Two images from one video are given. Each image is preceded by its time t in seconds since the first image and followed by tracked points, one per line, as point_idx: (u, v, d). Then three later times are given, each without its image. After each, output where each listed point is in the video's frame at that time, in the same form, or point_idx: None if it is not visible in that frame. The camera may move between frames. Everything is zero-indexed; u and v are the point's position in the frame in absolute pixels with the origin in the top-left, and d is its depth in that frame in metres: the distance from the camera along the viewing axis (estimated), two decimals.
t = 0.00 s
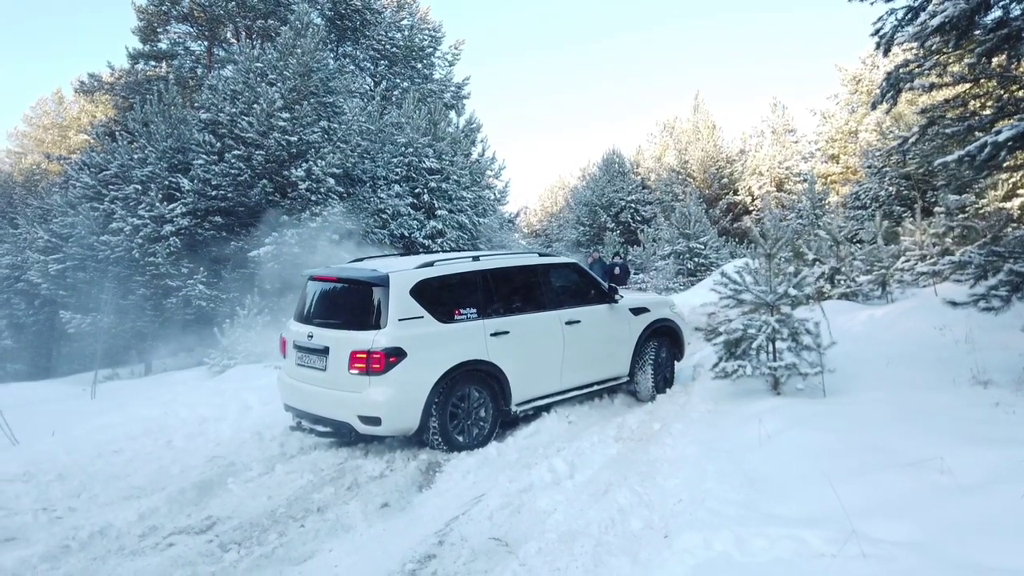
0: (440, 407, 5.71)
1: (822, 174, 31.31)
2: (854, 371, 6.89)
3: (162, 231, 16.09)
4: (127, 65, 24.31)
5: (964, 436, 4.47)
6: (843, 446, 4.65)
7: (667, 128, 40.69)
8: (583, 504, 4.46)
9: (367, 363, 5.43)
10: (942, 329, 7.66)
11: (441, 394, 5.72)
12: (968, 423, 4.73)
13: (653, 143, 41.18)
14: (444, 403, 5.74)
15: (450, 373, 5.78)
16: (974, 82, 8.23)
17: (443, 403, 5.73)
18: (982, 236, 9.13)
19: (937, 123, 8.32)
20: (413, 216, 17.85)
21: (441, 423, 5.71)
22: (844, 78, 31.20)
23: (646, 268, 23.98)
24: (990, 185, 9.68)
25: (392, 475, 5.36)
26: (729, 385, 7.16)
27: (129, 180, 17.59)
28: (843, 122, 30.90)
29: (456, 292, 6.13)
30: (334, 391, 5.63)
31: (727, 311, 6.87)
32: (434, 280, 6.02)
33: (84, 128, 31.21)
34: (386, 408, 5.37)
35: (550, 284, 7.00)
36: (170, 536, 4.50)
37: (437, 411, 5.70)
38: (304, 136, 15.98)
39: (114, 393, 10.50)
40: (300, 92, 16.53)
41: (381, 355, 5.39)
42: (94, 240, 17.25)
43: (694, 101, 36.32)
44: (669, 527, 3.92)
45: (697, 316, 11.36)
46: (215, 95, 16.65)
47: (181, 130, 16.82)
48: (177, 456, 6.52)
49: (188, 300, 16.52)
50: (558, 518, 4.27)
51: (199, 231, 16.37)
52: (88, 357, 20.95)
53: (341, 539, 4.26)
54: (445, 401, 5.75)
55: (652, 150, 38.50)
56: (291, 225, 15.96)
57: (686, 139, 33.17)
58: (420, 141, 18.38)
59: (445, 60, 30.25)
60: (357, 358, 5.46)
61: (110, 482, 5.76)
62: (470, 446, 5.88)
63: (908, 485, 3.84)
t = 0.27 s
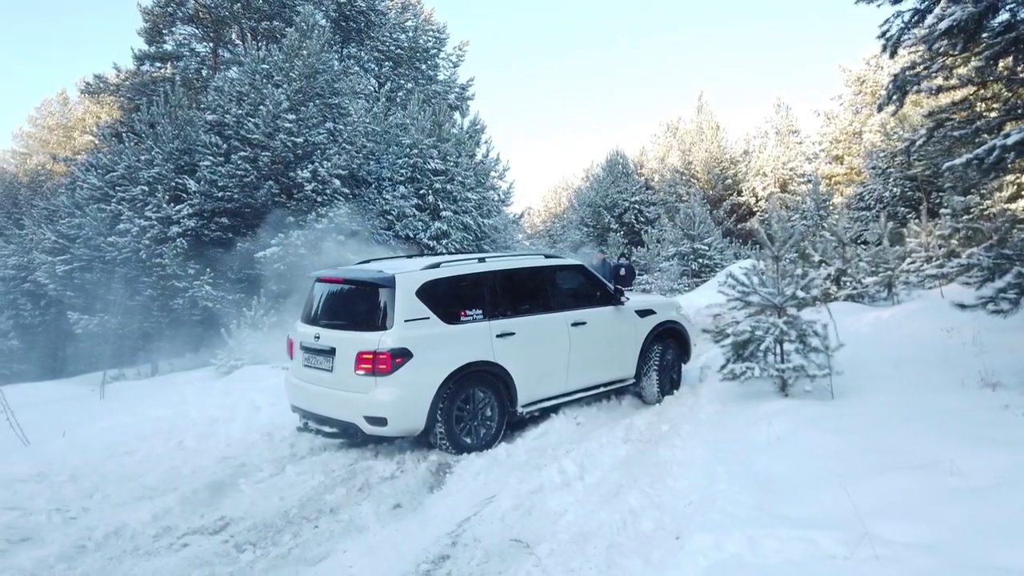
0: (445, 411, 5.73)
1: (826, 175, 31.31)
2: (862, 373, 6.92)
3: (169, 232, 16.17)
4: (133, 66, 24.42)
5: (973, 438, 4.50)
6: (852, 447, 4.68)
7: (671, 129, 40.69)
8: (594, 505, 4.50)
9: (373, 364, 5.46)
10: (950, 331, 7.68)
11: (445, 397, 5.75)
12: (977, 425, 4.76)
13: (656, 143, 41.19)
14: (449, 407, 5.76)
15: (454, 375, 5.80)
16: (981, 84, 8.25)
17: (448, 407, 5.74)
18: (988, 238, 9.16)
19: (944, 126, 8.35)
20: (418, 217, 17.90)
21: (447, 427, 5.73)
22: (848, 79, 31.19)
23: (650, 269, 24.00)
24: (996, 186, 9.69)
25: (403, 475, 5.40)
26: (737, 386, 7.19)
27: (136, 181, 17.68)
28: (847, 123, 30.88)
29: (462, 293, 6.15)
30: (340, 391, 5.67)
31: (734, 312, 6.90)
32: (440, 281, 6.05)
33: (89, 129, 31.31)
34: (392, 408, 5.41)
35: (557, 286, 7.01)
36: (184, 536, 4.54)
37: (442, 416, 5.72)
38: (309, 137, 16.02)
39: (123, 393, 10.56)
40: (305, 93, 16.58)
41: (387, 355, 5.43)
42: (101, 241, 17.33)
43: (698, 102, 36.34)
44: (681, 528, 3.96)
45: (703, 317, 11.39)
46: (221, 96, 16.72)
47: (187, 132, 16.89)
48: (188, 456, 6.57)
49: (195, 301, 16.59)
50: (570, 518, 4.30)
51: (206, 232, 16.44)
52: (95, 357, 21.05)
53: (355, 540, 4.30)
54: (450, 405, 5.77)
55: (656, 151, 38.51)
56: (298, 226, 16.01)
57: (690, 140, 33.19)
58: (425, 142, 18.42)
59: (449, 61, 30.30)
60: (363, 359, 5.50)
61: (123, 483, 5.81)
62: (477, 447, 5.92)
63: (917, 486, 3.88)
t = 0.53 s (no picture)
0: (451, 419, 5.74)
1: (834, 175, 31.26)
2: (874, 375, 6.93)
3: (180, 234, 16.29)
4: (143, 68, 24.55)
5: (988, 440, 4.53)
6: (867, 449, 4.71)
7: (677, 129, 40.68)
8: (610, 506, 4.53)
9: (380, 366, 5.49)
10: (961, 333, 7.69)
11: (451, 402, 5.74)
12: (992, 427, 4.78)
13: (663, 144, 41.19)
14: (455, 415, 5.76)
15: (458, 380, 5.79)
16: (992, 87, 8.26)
17: (454, 415, 5.75)
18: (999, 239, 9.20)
19: (956, 128, 8.37)
20: (426, 218, 17.97)
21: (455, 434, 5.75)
22: (855, 79, 31.14)
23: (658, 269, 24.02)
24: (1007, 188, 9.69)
25: (419, 476, 5.44)
26: (749, 388, 7.21)
27: (147, 183, 17.79)
28: (855, 123, 30.81)
29: (468, 296, 6.17)
30: (348, 394, 5.70)
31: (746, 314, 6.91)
32: (447, 284, 6.07)
33: (98, 131, 31.51)
34: (400, 411, 5.43)
35: (564, 288, 7.02)
36: (205, 537, 4.59)
37: (448, 424, 5.73)
38: (319, 139, 16.09)
39: (137, 394, 10.65)
40: (315, 96, 16.64)
41: (394, 358, 5.45)
42: (113, 242, 17.46)
43: (705, 103, 36.35)
44: (698, 530, 4.00)
45: (712, 318, 11.42)
46: (231, 99, 16.82)
47: (198, 134, 16.99)
48: (204, 457, 6.63)
49: (206, 302, 16.70)
50: (587, 520, 4.34)
51: (216, 234, 16.54)
52: (106, 358, 21.19)
53: (375, 540, 4.35)
54: (456, 411, 5.77)
55: (662, 151, 38.52)
56: (308, 227, 16.08)
57: (697, 141, 33.19)
58: (434, 143, 18.48)
59: (457, 63, 30.38)
60: (370, 361, 5.53)
61: (141, 483, 5.87)
62: (486, 448, 5.95)
63: (932, 489, 3.90)
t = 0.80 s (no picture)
0: (458, 424, 5.70)
1: (848, 174, 31.05)
2: (891, 375, 6.89)
3: (196, 235, 16.43)
4: (158, 71, 24.73)
5: (1009, 439, 4.50)
6: (885, 449, 4.69)
7: (690, 128, 40.55)
8: (627, 505, 4.54)
9: (385, 366, 5.48)
10: (979, 332, 7.63)
11: (456, 407, 5.71)
12: (1012, 427, 4.75)
13: (675, 143, 41.06)
14: (461, 420, 5.72)
15: (461, 385, 5.75)
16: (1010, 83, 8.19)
17: (461, 420, 5.71)
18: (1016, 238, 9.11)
19: (973, 126, 8.32)
20: (439, 218, 18.01)
21: (463, 438, 5.73)
22: (869, 77, 30.92)
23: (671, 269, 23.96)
24: None
25: (435, 475, 5.46)
26: (765, 388, 7.19)
27: (163, 184, 17.94)
28: (869, 121, 30.57)
29: (475, 295, 6.15)
30: (353, 394, 5.69)
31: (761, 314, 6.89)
32: (452, 284, 6.05)
33: (114, 133, 31.76)
34: (404, 410, 5.41)
35: (573, 288, 6.97)
36: (225, 534, 4.64)
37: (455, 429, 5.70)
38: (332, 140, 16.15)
39: (155, 393, 10.75)
40: (328, 97, 16.72)
41: (398, 357, 5.44)
42: (129, 243, 17.63)
43: (717, 102, 36.23)
44: (716, 529, 4.00)
45: (727, 318, 11.39)
46: (246, 100, 16.94)
47: (213, 135, 17.13)
48: (222, 455, 6.69)
49: (221, 302, 16.82)
50: (603, 518, 4.35)
51: (231, 234, 16.66)
52: (123, 357, 21.39)
53: (393, 538, 4.37)
54: (462, 415, 5.73)
55: (675, 150, 38.40)
56: (322, 228, 16.16)
57: (710, 140, 33.07)
58: (446, 144, 18.53)
59: (469, 63, 30.43)
60: (375, 361, 5.51)
61: (161, 481, 5.93)
62: (496, 448, 5.94)
63: (952, 489, 3.88)
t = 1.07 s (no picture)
0: (461, 428, 5.70)
1: (863, 171, 30.78)
2: (906, 373, 6.84)
3: (212, 236, 16.57)
4: (173, 74, 24.98)
5: None
6: (899, 448, 4.66)
7: (703, 126, 40.36)
8: (640, 504, 4.54)
9: (386, 366, 5.49)
10: (995, 330, 7.55)
11: (457, 410, 5.70)
12: None
13: (688, 141, 40.88)
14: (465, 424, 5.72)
15: (461, 388, 5.73)
16: None
17: (464, 424, 5.71)
18: None
19: (989, 121, 8.27)
20: (452, 218, 18.02)
21: (469, 442, 5.74)
22: (884, 73, 30.63)
23: (685, 267, 23.85)
24: None
25: (449, 474, 5.48)
26: (780, 386, 7.17)
27: (178, 186, 18.11)
28: (884, 118, 30.27)
29: (478, 295, 6.16)
30: (355, 395, 5.71)
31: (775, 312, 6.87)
32: (454, 283, 6.06)
33: (130, 136, 32.08)
34: (406, 411, 5.42)
35: (579, 287, 6.95)
36: (240, 532, 4.68)
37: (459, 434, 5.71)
38: (346, 141, 16.21)
39: (172, 393, 10.86)
40: (342, 98, 16.79)
41: (399, 358, 5.45)
42: (145, 245, 17.80)
43: (730, 99, 36.05)
44: (729, 527, 3.99)
45: (740, 316, 11.33)
46: (260, 102, 17.08)
47: (228, 137, 17.28)
48: (238, 455, 6.75)
49: (237, 303, 16.94)
50: (616, 517, 4.36)
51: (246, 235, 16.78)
52: (140, 357, 21.59)
53: (407, 537, 4.41)
54: (465, 418, 5.73)
55: (688, 148, 38.26)
56: (335, 229, 16.22)
57: (724, 137, 32.92)
58: (459, 144, 18.58)
59: (481, 63, 30.47)
60: (376, 361, 5.53)
61: (177, 480, 6.00)
62: (503, 446, 5.96)
63: (966, 488, 3.85)
